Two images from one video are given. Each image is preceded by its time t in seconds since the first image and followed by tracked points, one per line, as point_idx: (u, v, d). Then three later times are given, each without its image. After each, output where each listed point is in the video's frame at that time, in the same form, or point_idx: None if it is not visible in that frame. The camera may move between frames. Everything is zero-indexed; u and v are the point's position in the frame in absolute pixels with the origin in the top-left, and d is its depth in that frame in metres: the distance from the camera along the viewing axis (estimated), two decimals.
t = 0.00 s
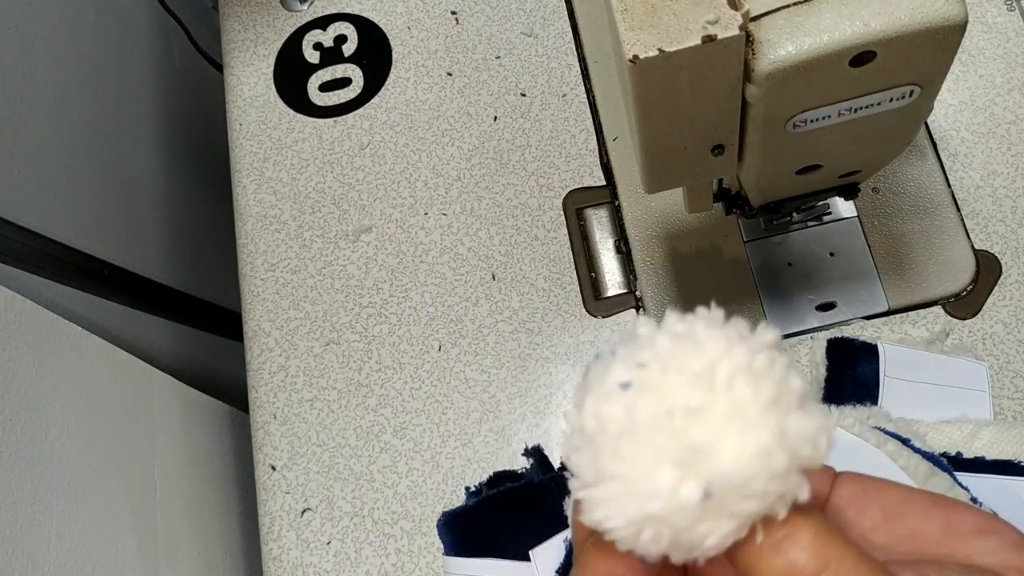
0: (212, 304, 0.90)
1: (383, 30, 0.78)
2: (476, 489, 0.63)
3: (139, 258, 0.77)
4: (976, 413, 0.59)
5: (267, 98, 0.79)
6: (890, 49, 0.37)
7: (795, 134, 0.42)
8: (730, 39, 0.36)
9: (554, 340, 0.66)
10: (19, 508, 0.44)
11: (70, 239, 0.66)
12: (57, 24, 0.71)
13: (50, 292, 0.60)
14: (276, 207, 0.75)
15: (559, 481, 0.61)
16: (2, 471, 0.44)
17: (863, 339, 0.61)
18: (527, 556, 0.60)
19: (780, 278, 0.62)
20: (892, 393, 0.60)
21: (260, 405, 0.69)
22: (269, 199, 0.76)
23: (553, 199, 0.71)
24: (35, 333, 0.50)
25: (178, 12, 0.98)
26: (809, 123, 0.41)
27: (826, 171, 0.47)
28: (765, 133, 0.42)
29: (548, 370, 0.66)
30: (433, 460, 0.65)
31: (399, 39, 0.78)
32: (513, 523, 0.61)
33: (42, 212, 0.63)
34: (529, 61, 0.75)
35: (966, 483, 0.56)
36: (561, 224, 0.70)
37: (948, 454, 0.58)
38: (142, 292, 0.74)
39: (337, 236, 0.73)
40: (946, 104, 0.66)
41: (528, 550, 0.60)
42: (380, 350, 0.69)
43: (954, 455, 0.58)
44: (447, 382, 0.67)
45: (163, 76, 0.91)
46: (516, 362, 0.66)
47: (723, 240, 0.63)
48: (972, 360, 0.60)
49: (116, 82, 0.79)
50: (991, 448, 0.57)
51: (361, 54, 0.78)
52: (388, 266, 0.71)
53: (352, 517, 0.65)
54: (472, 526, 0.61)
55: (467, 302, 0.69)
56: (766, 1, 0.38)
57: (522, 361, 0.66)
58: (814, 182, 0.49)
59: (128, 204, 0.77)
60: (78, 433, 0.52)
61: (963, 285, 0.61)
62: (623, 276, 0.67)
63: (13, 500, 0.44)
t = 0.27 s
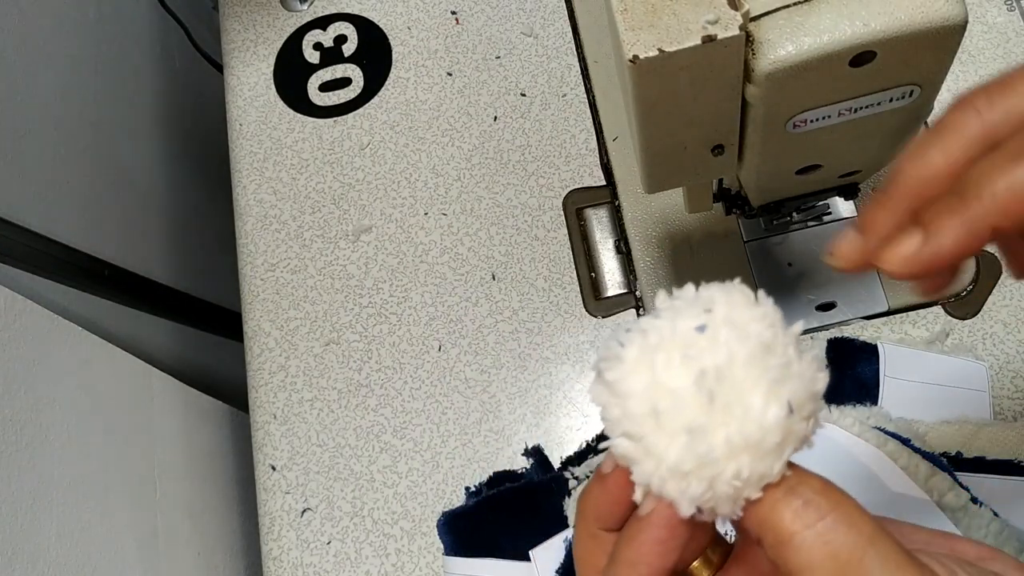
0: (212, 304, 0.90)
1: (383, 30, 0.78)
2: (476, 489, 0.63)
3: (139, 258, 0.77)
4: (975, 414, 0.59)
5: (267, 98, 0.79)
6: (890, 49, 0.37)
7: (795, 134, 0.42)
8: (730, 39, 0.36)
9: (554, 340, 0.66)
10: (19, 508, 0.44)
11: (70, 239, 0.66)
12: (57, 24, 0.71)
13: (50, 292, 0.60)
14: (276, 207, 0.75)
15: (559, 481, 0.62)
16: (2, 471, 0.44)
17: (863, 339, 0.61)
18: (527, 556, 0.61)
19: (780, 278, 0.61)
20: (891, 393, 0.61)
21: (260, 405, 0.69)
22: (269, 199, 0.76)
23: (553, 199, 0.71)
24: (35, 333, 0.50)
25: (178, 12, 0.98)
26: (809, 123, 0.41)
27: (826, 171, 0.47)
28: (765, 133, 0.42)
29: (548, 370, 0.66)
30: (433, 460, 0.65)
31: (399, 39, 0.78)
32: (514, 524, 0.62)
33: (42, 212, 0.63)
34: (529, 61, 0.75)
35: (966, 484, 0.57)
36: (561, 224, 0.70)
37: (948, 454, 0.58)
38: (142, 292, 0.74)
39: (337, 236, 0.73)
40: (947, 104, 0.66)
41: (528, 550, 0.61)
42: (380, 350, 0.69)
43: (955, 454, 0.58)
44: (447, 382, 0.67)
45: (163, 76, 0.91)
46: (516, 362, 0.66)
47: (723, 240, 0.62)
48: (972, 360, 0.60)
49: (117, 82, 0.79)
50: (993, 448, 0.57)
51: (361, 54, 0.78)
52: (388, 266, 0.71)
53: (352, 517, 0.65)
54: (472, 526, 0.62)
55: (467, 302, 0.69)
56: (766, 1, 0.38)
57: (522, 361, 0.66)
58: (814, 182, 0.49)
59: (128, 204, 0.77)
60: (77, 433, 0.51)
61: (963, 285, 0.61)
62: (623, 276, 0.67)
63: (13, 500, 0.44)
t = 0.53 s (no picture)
0: (212, 304, 0.90)
1: (383, 30, 0.78)
2: (476, 489, 0.63)
3: (139, 258, 0.77)
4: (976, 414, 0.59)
5: (267, 98, 0.79)
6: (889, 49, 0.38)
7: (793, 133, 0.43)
8: (729, 39, 0.36)
9: (554, 340, 0.66)
10: (19, 508, 0.44)
11: (70, 239, 0.66)
12: (57, 24, 0.71)
13: (50, 292, 0.60)
14: (276, 207, 0.75)
15: (559, 482, 0.62)
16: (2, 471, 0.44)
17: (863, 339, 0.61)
18: (527, 555, 0.61)
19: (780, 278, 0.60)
20: (892, 393, 0.61)
21: (260, 405, 0.69)
22: (269, 199, 0.76)
23: (553, 199, 0.71)
24: (36, 333, 0.50)
25: (178, 13, 0.98)
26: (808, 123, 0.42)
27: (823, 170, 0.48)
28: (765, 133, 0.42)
29: (548, 370, 0.66)
30: (432, 460, 0.65)
31: (399, 39, 0.78)
32: (514, 524, 0.62)
33: (42, 212, 0.63)
34: (529, 61, 0.75)
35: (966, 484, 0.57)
36: (561, 224, 0.70)
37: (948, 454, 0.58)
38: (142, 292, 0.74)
39: (337, 236, 0.73)
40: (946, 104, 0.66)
41: (528, 550, 0.61)
42: (380, 350, 0.69)
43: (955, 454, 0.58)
44: (447, 382, 0.67)
45: (164, 77, 0.91)
46: (516, 362, 0.66)
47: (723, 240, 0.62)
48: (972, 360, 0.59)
49: (117, 82, 0.79)
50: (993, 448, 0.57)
51: (361, 54, 0.78)
52: (388, 266, 0.71)
53: (352, 517, 0.65)
54: (472, 527, 0.62)
55: (467, 301, 0.69)
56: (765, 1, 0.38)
57: (521, 361, 0.66)
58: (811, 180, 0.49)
59: (128, 204, 0.77)
60: (78, 433, 0.51)
61: (963, 285, 0.60)
62: (623, 276, 0.67)
63: (13, 500, 0.44)
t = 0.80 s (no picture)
0: (212, 304, 0.90)
1: (383, 30, 0.78)
2: (477, 489, 0.63)
3: (139, 258, 0.77)
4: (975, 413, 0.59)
5: (267, 97, 0.79)
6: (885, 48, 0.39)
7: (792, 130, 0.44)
8: (730, 39, 0.36)
9: (554, 340, 0.66)
10: (20, 509, 0.44)
11: (70, 239, 0.66)
12: (57, 25, 0.71)
13: (50, 293, 0.60)
14: (276, 207, 0.75)
15: (559, 482, 0.62)
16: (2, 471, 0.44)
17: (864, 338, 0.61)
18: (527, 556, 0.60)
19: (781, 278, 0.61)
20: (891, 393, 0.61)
21: (260, 405, 0.69)
22: (269, 199, 0.76)
23: (553, 199, 0.70)
24: (36, 333, 0.50)
25: (178, 12, 0.98)
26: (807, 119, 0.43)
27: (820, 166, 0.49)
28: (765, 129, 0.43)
29: (548, 370, 0.66)
30: (433, 460, 0.65)
31: (399, 39, 0.78)
32: (514, 524, 0.61)
33: (42, 212, 0.63)
34: (529, 61, 0.75)
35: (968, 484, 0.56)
36: (561, 224, 0.70)
37: (948, 454, 0.58)
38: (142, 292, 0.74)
39: (337, 236, 0.73)
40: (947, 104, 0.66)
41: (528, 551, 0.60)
42: (380, 350, 0.69)
43: (955, 454, 0.58)
44: (447, 382, 0.67)
45: (164, 77, 0.91)
46: (515, 362, 0.66)
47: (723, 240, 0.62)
48: (972, 360, 0.60)
49: (117, 82, 0.79)
50: (994, 448, 0.57)
51: (361, 54, 0.78)
52: (388, 265, 0.71)
53: (352, 517, 0.65)
54: (472, 527, 0.62)
55: (467, 302, 0.69)
56: None
57: (521, 361, 0.66)
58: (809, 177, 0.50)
59: (128, 204, 0.77)
60: (78, 434, 0.51)
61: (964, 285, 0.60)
62: (623, 276, 0.67)
63: (13, 501, 0.44)
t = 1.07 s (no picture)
0: (212, 304, 0.90)
1: (383, 30, 0.79)
2: (477, 489, 0.63)
3: (139, 258, 0.77)
4: (976, 414, 0.59)
5: (267, 97, 0.79)
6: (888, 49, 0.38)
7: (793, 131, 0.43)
8: (729, 39, 0.36)
9: (553, 340, 0.66)
10: (19, 509, 0.44)
11: (70, 239, 0.66)
12: (58, 25, 0.71)
13: (49, 292, 0.60)
14: (276, 207, 0.75)
15: (560, 481, 0.62)
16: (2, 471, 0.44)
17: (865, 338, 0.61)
18: (527, 555, 0.60)
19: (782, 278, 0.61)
20: (892, 393, 0.60)
21: (260, 405, 0.69)
22: (269, 199, 0.76)
23: (553, 199, 0.71)
24: (36, 333, 0.50)
25: (178, 12, 0.98)
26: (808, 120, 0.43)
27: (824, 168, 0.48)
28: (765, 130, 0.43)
29: (548, 370, 0.66)
30: (432, 460, 0.65)
31: (399, 39, 0.78)
32: (513, 523, 0.61)
33: (42, 212, 0.63)
34: (529, 61, 0.75)
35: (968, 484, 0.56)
36: (561, 224, 0.70)
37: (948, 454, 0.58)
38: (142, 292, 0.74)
39: (337, 236, 0.73)
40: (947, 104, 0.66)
41: (528, 550, 0.60)
42: (380, 350, 0.69)
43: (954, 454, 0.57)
44: (447, 382, 0.67)
45: (164, 77, 0.91)
46: (515, 362, 0.66)
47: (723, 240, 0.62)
48: (972, 360, 0.60)
49: (117, 82, 0.79)
50: (994, 448, 0.57)
51: (361, 54, 0.78)
52: (388, 265, 0.71)
53: (352, 517, 0.65)
54: (472, 526, 0.61)
55: (467, 302, 0.69)
56: None
57: (521, 361, 0.66)
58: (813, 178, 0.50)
59: (128, 204, 0.77)
60: (78, 434, 0.51)
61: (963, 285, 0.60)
62: (623, 276, 0.67)
63: (12, 501, 0.44)
